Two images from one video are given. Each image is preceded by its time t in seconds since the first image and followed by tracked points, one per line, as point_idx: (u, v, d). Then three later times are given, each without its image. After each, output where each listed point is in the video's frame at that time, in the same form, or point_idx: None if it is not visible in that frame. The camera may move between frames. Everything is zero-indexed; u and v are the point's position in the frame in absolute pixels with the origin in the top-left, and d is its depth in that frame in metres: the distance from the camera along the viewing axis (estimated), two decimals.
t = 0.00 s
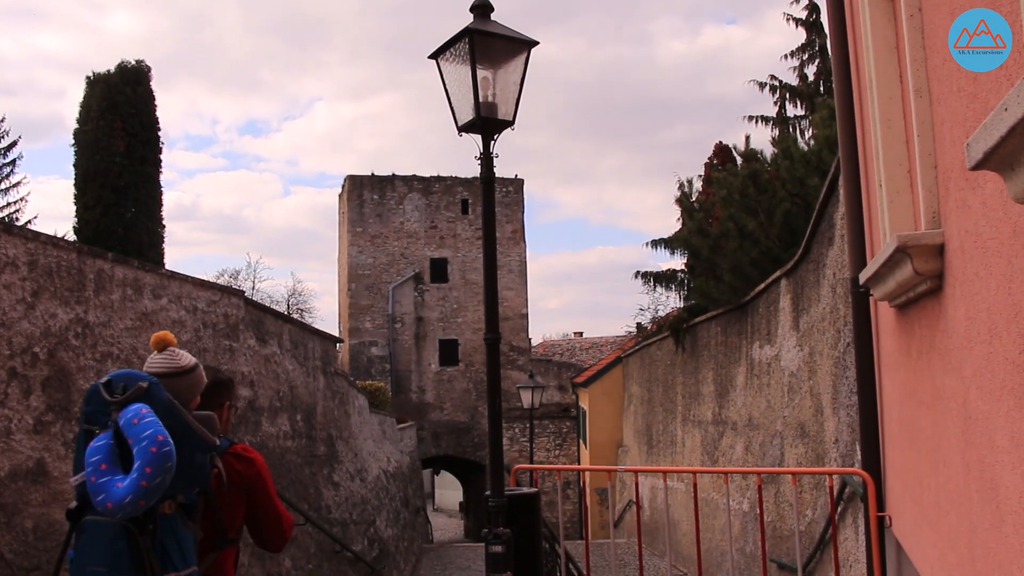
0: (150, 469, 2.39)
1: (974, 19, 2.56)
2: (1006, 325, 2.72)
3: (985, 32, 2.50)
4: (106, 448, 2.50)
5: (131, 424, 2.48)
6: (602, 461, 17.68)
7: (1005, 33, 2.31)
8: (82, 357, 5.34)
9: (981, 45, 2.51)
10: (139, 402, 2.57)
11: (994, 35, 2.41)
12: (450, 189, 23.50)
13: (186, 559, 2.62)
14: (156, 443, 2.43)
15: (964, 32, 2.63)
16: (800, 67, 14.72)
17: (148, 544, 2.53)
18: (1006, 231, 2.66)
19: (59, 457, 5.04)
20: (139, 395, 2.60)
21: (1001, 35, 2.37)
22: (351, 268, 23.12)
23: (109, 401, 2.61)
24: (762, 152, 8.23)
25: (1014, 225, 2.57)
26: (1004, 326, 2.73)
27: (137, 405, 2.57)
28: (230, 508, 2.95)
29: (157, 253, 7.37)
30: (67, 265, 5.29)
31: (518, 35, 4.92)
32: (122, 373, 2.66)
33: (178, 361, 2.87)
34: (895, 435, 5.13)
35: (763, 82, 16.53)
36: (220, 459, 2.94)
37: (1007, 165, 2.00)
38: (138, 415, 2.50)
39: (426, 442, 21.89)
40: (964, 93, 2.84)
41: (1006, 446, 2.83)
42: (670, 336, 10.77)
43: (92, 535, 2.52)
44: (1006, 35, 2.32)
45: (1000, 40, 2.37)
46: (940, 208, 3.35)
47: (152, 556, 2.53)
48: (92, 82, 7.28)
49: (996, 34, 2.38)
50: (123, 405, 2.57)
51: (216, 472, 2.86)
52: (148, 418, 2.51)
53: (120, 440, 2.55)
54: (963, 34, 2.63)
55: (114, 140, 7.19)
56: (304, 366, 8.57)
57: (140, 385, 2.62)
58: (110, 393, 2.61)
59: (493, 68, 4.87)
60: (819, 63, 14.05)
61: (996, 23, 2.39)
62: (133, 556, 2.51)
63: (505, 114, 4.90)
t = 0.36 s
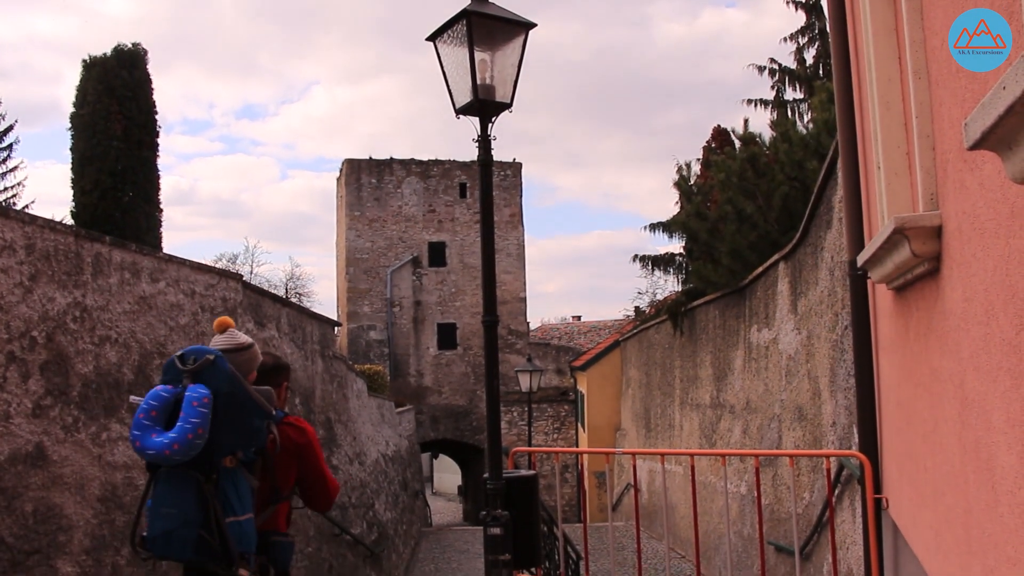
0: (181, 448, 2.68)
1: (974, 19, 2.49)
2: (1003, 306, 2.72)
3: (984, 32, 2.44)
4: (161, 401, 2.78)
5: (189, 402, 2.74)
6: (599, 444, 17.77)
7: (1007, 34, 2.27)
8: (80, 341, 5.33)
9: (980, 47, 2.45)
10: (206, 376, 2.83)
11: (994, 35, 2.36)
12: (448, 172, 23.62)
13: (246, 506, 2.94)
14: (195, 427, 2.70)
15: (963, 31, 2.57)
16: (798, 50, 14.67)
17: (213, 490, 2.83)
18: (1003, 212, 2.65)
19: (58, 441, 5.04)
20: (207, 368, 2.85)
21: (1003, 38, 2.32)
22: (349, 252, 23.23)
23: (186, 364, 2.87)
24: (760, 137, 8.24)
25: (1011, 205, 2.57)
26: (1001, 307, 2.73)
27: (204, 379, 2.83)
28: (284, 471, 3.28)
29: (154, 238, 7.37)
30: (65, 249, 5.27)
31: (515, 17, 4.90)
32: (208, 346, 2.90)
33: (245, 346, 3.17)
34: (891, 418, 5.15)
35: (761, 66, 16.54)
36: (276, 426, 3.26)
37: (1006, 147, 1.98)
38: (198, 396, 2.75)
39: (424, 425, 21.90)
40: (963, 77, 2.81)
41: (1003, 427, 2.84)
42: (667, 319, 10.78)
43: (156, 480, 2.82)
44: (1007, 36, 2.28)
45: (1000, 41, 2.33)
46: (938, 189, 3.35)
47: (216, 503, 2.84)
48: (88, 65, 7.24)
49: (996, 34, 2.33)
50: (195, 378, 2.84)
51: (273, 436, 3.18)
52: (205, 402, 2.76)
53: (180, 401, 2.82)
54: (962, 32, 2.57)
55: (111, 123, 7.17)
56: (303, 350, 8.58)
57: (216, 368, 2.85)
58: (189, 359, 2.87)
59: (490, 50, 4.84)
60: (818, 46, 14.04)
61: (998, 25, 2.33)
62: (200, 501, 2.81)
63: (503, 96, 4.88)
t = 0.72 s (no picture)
0: (281, 425, 3.09)
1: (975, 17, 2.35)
2: (999, 288, 2.72)
3: (985, 31, 2.32)
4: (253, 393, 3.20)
5: (276, 385, 3.15)
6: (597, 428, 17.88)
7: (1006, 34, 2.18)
8: (79, 326, 5.32)
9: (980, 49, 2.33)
10: (283, 362, 3.24)
11: (994, 34, 2.25)
12: (446, 157, 23.91)
13: (316, 474, 3.27)
14: (289, 408, 3.11)
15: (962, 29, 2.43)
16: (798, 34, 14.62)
17: (289, 461, 3.19)
18: (1001, 194, 2.65)
19: (56, 425, 5.05)
20: (283, 355, 3.26)
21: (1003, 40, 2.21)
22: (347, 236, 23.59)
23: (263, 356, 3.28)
24: (759, 121, 8.20)
25: (1009, 187, 2.56)
26: (998, 290, 2.73)
27: (284, 365, 3.24)
28: (343, 442, 3.54)
29: (152, 222, 7.37)
30: (62, 233, 5.24)
31: None
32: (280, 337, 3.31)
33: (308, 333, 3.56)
34: (888, 401, 5.16)
35: (760, 49, 16.56)
36: (337, 404, 3.56)
37: (1007, 128, 1.96)
38: (282, 378, 3.16)
39: (422, 411, 22.49)
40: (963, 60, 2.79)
41: (998, 410, 2.84)
42: (666, 304, 10.79)
43: (242, 456, 3.23)
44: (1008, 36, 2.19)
45: (1002, 39, 2.23)
46: (936, 172, 3.35)
47: (292, 472, 3.20)
48: (84, 49, 7.21)
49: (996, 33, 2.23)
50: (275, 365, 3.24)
51: (337, 411, 3.48)
52: (290, 385, 3.17)
53: (264, 388, 3.22)
54: (962, 30, 2.43)
55: (108, 107, 7.14)
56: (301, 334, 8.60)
57: (291, 355, 3.25)
58: (267, 351, 3.28)
59: (488, 33, 4.83)
60: (818, 30, 13.99)
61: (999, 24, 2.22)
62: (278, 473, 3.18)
63: (502, 79, 4.86)
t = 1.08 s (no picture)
0: (322, 407, 3.55)
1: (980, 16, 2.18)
2: (996, 272, 2.72)
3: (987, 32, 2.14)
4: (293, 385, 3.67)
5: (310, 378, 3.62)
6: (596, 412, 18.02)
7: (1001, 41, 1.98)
8: (77, 311, 5.31)
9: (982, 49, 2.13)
10: (314, 359, 3.73)
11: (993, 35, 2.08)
12: (445, 142, 24.49)
13: (343, 459, 3.73)
14: (326, 391, 3.57)
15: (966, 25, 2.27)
16: (797, 19, 14.60)
17: (320, 447, 3.68)
18: (998, 177, 2.64)
19: (54, 410, 5.05)
20: (311, 354, 3.77)
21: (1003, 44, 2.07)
22: (346, 222, 24.22)
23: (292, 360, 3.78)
24: (757, 105, 8.20)
25: (1006, 170, 2.56)
26: (995, 273, 2.73)
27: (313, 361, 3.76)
28: (367, 429, 3.99)
29: (150, 208, 7.37)
30: (60, 218, 5.22)
31: None
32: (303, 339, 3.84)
33: (334, 338, 4.03)
34: (885, 386, 5.17)
35: (760, 34, 16.59)
36: (360, 396, 4.00)
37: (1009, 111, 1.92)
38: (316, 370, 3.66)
39: (421, 395, 23.30)
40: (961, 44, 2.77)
41: (994, 393, 2.85)
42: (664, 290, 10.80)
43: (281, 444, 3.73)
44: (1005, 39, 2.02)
45: (999, 41, 2.06)
46: (935, 156, 3.34)
47: (322, 456, 3.69)
48: (80, 35, 7.17)
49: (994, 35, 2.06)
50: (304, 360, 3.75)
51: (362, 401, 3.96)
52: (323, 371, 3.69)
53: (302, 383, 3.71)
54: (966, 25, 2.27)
55: (105, 93, 7.13)
56: (299, 319, 8.62)
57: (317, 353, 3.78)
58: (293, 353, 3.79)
59: (486, 17, 4.81)
60: (818, 16, 13.95)
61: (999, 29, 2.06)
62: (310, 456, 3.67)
63: (500, 64, 4.84)
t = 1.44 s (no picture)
0: (321, 393, 3.83)
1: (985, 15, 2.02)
2: (994, 257, 2.73)
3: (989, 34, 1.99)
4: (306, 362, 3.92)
5: (330, 363, 3.88)
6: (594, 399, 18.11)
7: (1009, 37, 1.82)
8: (76, 298, 5.31)
9: (986, 50, 1.97)
10: (342, 344, 3.96)
11: (996, 36, 1.92)
12: (443, 129, 24.68)
13: (370, 431, 4.00)
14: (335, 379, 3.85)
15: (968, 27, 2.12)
16: (795, 5, 14.61)
17: (349, 420, 3.93)
18: (997, 162, 2.64)
19: (54, 397, 5.06)
20: (343, 339, 3.97)
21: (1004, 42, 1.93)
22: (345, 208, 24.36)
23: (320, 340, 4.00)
24: (757, 92, 8.20)
25: (1005, 155, 2.55)
26: (993, 258, 2.74)
27: (340, 346, 3.97)
28: (389, 404, 4.32)
29: (148, 194, 7.37)
30: (58, 205, 5.21)
31: None
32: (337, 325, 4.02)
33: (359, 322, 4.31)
34: (882, 372, 5.18)
35: (759, 20, 16.62)
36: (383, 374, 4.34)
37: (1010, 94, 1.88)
38: (336, 362, 3.88)
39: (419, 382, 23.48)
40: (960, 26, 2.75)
41: (992, 378, 2.86)
42: (662, 277, 10.81)
43: (311, 416, 3.97)
44: (1008, 36, 1.85)
45: (1002, 41, 1.89)
46: (933, 142, 3.34)
47: (352, 427, 3.94)
48: (77, 21, 7.14)
49: (996, 34, 1.89)
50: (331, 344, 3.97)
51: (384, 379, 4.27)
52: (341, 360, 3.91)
53: (321, 360, 3.96)
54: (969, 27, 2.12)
55: (102, 79, 7.11)
56: (298, 306, 8.63)
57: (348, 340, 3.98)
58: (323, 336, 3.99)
59: (485, 3, 4.80)
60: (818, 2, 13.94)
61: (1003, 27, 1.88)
62: (341, 428, 3.92)
63: (499, 50, 4.83)
